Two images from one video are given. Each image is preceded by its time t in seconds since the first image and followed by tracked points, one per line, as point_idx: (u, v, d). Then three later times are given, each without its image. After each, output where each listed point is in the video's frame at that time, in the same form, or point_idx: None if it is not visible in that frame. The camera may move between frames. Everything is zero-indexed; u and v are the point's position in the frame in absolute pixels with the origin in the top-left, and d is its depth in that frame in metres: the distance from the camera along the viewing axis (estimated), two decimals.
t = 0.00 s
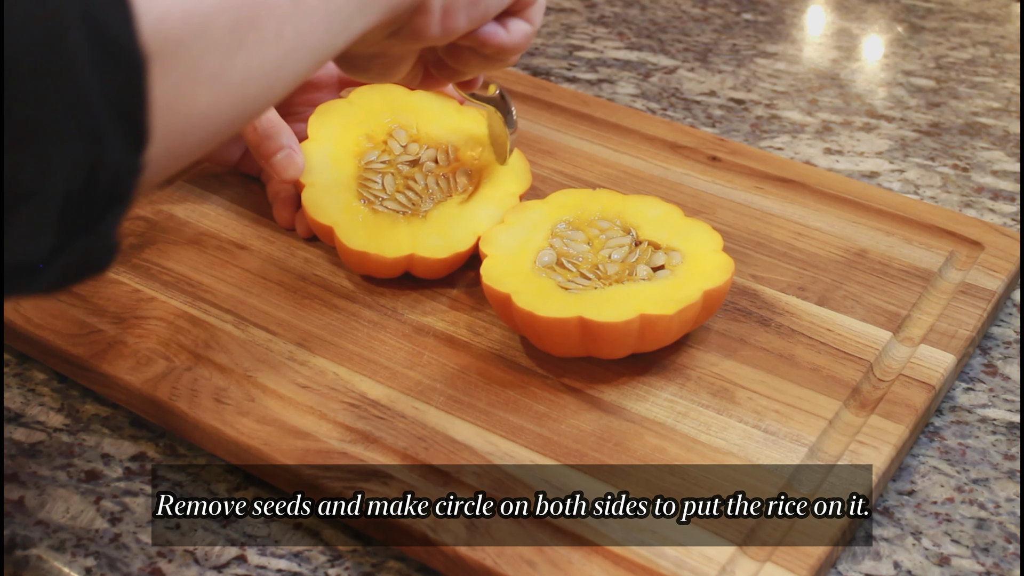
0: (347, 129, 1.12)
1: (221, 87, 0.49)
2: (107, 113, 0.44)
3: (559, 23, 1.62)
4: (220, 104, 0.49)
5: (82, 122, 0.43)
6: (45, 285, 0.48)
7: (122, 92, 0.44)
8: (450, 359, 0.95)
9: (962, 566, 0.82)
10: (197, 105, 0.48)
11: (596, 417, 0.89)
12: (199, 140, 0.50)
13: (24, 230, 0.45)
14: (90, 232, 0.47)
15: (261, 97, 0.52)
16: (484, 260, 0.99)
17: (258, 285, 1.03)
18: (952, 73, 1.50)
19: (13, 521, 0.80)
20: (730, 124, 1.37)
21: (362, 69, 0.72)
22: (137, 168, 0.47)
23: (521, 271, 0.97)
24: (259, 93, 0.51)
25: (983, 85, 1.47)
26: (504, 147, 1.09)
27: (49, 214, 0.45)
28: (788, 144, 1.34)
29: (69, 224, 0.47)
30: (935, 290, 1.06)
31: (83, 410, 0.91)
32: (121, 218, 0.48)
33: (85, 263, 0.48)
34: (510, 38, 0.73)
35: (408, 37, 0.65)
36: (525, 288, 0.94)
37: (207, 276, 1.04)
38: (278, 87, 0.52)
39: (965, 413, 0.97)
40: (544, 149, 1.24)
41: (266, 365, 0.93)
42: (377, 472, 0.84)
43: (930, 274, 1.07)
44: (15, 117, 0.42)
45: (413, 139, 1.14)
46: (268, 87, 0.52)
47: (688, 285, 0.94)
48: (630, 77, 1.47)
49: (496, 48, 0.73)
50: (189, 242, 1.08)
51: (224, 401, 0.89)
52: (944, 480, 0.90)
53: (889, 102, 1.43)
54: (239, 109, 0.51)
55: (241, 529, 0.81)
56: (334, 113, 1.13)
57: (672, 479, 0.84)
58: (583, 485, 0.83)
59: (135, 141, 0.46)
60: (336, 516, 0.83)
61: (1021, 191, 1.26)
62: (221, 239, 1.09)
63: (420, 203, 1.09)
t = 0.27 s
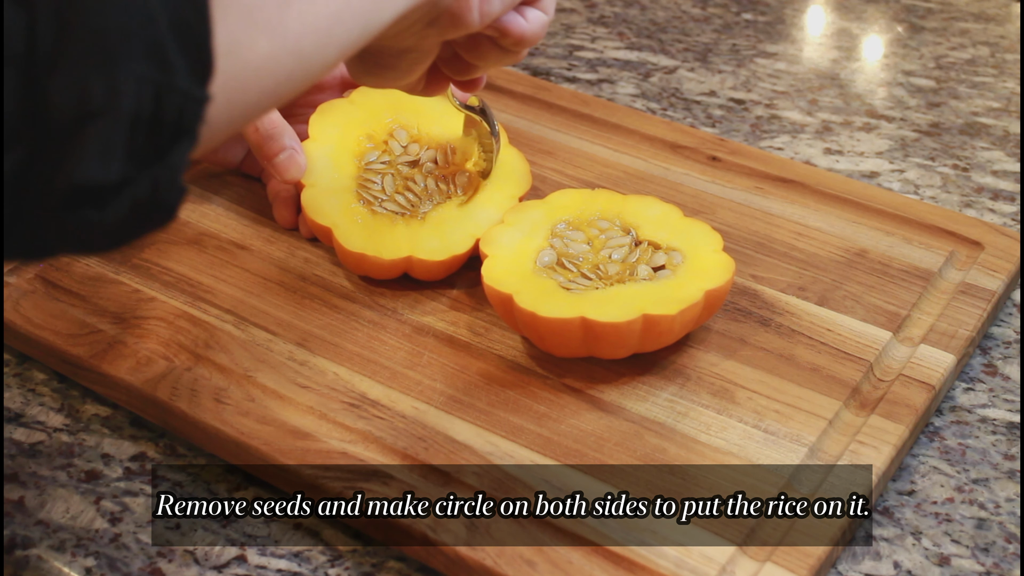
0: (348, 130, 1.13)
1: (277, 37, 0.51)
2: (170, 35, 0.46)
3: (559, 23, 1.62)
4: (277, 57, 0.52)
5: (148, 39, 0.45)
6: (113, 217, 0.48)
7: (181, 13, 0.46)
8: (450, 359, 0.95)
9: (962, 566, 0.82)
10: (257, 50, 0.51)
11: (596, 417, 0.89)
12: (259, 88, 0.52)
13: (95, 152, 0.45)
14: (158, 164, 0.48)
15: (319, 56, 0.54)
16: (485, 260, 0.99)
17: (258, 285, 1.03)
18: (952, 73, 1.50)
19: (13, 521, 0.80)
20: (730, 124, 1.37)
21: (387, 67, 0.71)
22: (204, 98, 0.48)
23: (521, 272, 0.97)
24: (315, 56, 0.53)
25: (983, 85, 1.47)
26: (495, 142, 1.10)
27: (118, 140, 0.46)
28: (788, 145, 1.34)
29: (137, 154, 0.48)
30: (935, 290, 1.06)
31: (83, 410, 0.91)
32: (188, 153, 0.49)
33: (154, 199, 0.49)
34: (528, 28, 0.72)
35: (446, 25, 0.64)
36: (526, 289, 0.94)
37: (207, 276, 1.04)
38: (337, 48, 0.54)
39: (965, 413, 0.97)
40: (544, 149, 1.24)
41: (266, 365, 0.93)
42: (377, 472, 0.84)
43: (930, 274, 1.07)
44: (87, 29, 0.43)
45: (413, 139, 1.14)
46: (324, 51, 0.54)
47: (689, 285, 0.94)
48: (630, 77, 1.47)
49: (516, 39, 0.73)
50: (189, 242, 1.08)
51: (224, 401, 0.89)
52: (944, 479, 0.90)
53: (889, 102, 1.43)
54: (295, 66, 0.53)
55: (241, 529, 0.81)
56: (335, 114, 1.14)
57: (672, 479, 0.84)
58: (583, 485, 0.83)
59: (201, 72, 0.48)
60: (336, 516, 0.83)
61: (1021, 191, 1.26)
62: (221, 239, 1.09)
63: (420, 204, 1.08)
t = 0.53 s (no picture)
0: (349, 129, 1.13)
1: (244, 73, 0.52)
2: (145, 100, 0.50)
3: (559, 23, 1.62)
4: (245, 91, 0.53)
5: (121, 108, 0.49)
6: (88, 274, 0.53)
7: (158, 82, 0.50)
8: (450, 359, 0.95)
9: (962, 566, 0.82)
10: (224, 89, 0.52)
11: (596, 417, 0.89)
12: (227, 125, 0.54)
13: (68, 215, 0.50)
14: (132, 221, 0.53)
15: (287, 87, 0.54)
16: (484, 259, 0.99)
17: (259, 285, 1.03)
18: (952, 73, 1.50)
19: (13, 521, 0.80)
20: (730, 124, 1.37)
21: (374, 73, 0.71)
22: (175, 155, 0.52)
23: (521, 271, 0.97)
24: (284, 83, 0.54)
25: (983, 85, 1.47)
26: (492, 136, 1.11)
27: (92, 202, 0.50)
28: (788, 144, 1.34)
29: (110, 215, 0.52)
30: (935, 290, 1.06)
31: (83, 410, 0.91)
32: (158, 207, 0.54)
33: (126, 252, 0.53)
34: (509, 17, 0.72)
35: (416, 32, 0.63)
36: (526, 288, 0.95)
37: (207, 276, 1.04)
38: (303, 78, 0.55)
39: (965, 413, 0.97)
40: (544, 149, 1.24)
41: (266, 365, 0.93)
42: (378, 472, 0.84)
43: (930, 274, 1.07)
44: (61, 98, 0.47)
45: (415, 139, 1.14)
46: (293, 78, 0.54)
47: (689, 285, 0.94)
48: (630, 77, 1.47)
49: (497, 28, 0.73)
50: (189, 241, 1.08)
51: (224, 401, 0.89)
52: (944, 480, 0.90)
53: (889, 102, 1.43)
54: (262, 98, 0.54)
55: (241, 529, 0.81)
56: (336, 113, 1.14)
57: (672, 479, 0.84)
58: (583, 485, 0.83)
59: (171, 128, 0.51)
60: (336, 516, 0.83)
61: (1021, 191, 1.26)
62: (221, 239, 1.09)
63: (420, 204, 1.08)
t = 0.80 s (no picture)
0: (354, 124, 1.13)
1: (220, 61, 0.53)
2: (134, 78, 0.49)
3: (559, 23, 1.62)
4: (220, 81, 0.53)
5: (111, 83, 0.48)
6: (82, 257, 0.52)
7: (146, 59, 0.49)
8: (450, 359, 0.95)
9: (962, 566, 0.82)
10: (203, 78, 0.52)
11: (596, 417, 0.89)
12: (204, 118, 0.54)
13: (65, 192, 0.49)
14: (124, 203, 0.52)
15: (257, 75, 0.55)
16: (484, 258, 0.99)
17: (258, 285, 1.03)
18: (952, 73, 1.50)
19: (13, 521, 0.80)
20: (730, 124, 1.37)
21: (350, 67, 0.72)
22: (163, 136, 0.51)
23: (520, 270, 0.97)
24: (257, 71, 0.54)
25: (983, 85, 1.47)
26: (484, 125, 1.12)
27: (87, 178, 0.49)
28: (788, 144, 1.34)
29: (104, 196, 0.51)
30: (935, 290, 1.06)
31: (83, 410, 0.91)
32: (149, 191, 0.53)
33: (120, 234, 0.52)
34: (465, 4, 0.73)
35: (376, 27, 0.65)
36: (524, 287, 0.95)
37: (207, 276, 1.04)
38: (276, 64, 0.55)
39: (965, 413, 0.97)
40: (544, 149, 1.24)
41: (266, 365, 0.93)
42: (378, 472, 0.84)
43: (930, 274, 1.07)
44: (52, 70, 0.46)
45: (418, 139, 1.15)
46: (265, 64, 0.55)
47: (688, 286, 0.94)
48: (630, 77, 1.47)
49: (453, 17, 0.74)
50: (189, 241, 1.08)
51: (224, 401, 0.89)
52: (944, 479, 0.90)
53: (889, 102, 1.43)
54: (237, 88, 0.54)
55: (241, 528, 0.81)
56: (342, 109, 1.14)
57: (672, 479, 0.84)
58: (583, 485, 0.83)
59: (161, 110, 0.51)
60: (336, 516, 0.83)
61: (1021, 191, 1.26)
62: (221, 239, 1.09)
63: (424, 197, 1.08)
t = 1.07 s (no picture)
0: (351, 129, 1.14)
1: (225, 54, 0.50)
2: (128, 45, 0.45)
3: (559, 23, 1.62)
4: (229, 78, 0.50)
5: (109, 49, 0.44)
6: (81, 234, 0.46)
7: (143, 26, 0.45)
8: (450, 359, 0.95)
9: (962, 566, 0.82)
10: (208, 70, 0.49)
11: (596, 417, 0.89)
12: (208, 115, 0.51)
13: (63, 163, 0.44)
14: (124, 180, 0.47)
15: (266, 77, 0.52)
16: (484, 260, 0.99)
17: (258, 285, 1.03)
18: (952, 73, 1.50)
19: (13, 521, 0.80)
20: (730, 124, 1.37)
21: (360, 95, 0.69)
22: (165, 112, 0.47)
23: (521, 271, 0.97)
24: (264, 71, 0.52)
25: (983, 85, 1.47)
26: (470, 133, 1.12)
27: (85, 150, 0.45)
28: (788, 144, 1.34)
29: (100, 174, 0.46)
30: (935, 290, 1.06)
31: (82, 410, 0.91)
32: (151, 172, 0.48)
33: (120, 217, 0.47)
34: (461, 14, 0.68)
35: (386, 49, 0.61)
36: (526, 288, 0.95)
37: (207, 276, 1.04)
38: (291, 62, 0.53)
39: (965, 413, 0.97)
40: (544, 149, 1.23)
41: (266, 365, 0.93)
42: (377, 472, 0.84)
43: (930, 274, 1.07)
44: (44, 31, 0.43)
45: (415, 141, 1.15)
46: (275, 65, 0.52)
47: (689, 286, 0.94)
48: (630, 77, 1.47)
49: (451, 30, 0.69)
50: (189, 241, 1.08)
51: (224, 401, 0.89)
52: (944, 480, 0.89)
53: (889, 102, 1.43)
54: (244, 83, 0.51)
55: (241, 529, 0.81)
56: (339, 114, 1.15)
57: (672, 479, 0.84)
58: (583, 485, 0.83)
59: (159, 84, 0.46)
60: (336, 516, 0.83)
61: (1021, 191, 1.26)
62: (221, 239, 1.09)
63: (419, 205, 1.08)
